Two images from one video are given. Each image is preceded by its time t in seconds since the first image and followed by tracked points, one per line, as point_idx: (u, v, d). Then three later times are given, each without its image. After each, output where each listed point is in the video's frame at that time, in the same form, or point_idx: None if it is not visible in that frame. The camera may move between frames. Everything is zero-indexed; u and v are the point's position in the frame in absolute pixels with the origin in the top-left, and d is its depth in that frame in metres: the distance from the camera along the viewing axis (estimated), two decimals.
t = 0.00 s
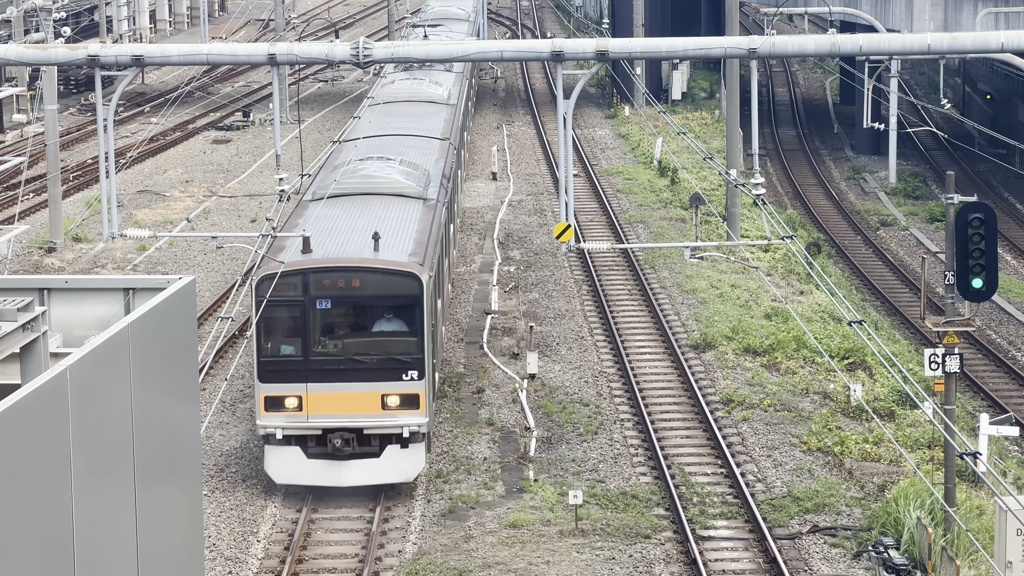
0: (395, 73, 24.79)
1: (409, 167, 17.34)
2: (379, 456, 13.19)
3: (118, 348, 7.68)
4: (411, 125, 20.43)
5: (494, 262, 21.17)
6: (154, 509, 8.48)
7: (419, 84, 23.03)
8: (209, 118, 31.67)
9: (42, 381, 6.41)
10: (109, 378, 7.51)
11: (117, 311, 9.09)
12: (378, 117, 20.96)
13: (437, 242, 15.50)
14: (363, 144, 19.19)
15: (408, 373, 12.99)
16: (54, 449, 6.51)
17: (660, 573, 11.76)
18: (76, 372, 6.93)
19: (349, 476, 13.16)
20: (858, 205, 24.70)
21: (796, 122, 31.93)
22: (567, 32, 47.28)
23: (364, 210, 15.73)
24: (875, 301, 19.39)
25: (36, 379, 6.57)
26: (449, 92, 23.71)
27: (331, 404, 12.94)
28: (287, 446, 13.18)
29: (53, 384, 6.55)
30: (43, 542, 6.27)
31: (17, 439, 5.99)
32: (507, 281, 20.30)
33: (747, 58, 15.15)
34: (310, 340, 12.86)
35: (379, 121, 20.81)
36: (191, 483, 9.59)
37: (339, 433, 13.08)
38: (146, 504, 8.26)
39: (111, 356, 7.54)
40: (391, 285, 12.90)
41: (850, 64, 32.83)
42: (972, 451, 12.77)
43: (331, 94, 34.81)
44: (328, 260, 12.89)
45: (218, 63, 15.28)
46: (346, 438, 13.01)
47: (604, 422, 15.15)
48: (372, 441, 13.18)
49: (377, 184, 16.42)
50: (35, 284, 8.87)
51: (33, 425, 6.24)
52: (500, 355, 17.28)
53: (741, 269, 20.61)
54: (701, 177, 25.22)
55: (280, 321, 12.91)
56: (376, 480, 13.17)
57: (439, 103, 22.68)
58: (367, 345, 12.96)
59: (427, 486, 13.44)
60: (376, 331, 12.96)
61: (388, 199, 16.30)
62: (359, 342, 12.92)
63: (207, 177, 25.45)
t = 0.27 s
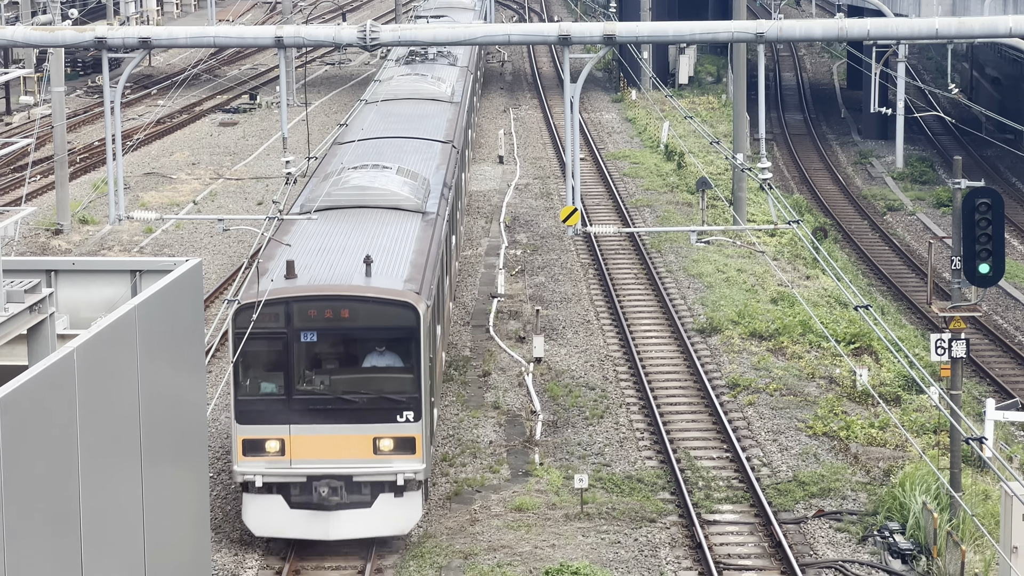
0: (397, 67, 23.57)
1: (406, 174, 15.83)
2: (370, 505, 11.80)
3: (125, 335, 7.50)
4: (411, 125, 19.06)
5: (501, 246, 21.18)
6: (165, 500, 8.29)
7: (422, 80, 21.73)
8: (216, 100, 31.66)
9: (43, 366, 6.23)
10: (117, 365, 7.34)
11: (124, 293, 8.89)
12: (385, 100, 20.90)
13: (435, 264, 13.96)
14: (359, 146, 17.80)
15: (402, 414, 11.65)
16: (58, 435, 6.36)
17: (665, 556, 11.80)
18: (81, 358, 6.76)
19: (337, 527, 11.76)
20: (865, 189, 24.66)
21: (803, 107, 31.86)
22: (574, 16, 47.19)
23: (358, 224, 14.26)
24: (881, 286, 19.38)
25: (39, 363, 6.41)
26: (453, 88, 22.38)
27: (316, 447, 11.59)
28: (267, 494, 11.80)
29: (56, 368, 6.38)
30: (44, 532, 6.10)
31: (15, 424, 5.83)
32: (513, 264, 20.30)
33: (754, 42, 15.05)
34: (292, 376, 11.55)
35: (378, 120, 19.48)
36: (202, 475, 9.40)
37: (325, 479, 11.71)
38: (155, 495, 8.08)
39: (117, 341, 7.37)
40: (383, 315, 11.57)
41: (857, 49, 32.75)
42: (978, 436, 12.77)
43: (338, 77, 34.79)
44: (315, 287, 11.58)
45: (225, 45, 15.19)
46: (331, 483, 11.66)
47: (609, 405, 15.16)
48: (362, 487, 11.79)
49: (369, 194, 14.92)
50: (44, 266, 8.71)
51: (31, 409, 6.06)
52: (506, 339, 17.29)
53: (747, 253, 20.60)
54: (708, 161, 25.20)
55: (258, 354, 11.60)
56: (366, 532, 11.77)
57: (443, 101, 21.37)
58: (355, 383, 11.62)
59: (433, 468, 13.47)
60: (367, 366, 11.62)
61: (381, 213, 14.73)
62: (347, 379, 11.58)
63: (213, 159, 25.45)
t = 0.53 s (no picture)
0: (405, 63, 22.51)
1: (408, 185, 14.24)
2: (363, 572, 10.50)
3: (147, 313, 6.86)
4: (418, 129, 17.76)
5: (513, 229, 21.19)
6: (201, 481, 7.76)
7: (430, 77, 20.49)
8: (229, 83, 31.67)
9: (39, 358, 5.49)
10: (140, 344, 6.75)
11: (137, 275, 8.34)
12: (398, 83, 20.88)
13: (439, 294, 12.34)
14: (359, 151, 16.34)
15: (400, 470, 10.33)
16: (52, 439, 5.56)
17: (676, 540, 11.82)
18: (98, 339, 6.17)
19: None
20: (878, 174, 24.60)
21: (816, 91, 31.77)
22: None
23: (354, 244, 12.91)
24: (894, 271, 19.36)
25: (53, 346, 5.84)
26: (463, 87, 21.14)
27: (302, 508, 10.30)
28: (249, 558, 10.53)
29: (70, 352, 5.81)
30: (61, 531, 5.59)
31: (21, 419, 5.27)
32: (525, 248, 20.31)
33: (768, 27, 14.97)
34: (275, 427, 10.28)
35: (382, 122, 18.14)
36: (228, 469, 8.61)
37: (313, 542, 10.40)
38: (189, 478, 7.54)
39: (140, 317, 6.76)
40: (379, 357, 10.25)
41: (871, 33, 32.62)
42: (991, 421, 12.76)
43: (350, 59, 34.78)
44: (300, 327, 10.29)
45: (239, 28, 15.14)
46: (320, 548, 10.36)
47: (621, 389, 15.18)
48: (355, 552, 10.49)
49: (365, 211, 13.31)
50: (57, 247, 8.20)
51: (25, 406, 5.33)
52: (518, 322, 17.31)
53: (759, 238, 20.57)
54: (721, 145, 25.15)
55: (237, 401, 10.34)
56: None
57: (451, 101, 20.11)
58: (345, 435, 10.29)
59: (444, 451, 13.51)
60: (360, 415, 10.30)
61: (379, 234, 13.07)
62: (336, 432, 10.27)
63: (226, 142, 25.48)
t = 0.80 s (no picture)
0: (412, 63, 21.86)
1: (408, 211, 13.50)
2: None
3: (161, 301, 6.42)
4: (422, 139, 17.01)
5: (527, 217, 21.19)
6: (220, 477, 7.31)
7: (438, 80, 19.80)
8: (243, 70, 31.71)
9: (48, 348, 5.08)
10: (152, 333, 6.29)
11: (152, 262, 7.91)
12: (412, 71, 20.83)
13: (441, 351, 11.26)
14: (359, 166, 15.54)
15: (393, 550, 9.28)
16: (62, 436, 5.16)
17: (688, 528, 11.83)
18: (110, 327, 5.74)
19: None
20: (893, 163, 24.53)
21: (831, 80, 31.68)
22: None
23: (347, 284, 11.90)
24: (908, 260, 19.31)
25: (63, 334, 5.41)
26: (472, 91, 20.42)
27: None
28: None
29: (79, 343, 5.36)
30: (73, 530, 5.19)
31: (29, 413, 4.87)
32: (539, 235, 20.31)
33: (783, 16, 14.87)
34: (252, 503, 9.15)
35: (387, 131, 17.36)
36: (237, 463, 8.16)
37: None
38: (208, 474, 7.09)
39: (153, 305, 6.30)
40: (369, 424, 9.14)
41: (886, 21, 32.49)
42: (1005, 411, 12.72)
43: (365, 47, 34.79)
44: (281, 386, 9.20)
45: (253, 15, 15.11)
46: None
47: (634, 377, 15.19)
48: None
49: (361, 241, 12.58)
50: (71, 233, 7.80)
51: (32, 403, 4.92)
52: (531, 310, 17.32)
53: (773, 227, 20.54)
54: (734, 134, 25.10)
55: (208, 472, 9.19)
56: None
57: (458, 106, 19.39)
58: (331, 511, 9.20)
59: (457, 438, 13.53)
60: (348, 488, 9.19)
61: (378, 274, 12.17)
62: (320, 505, 9.19)
63: (240, 128, 25.51)
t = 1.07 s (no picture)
0: (414, 70, 20.46)
1: (400, 248, 11.75)
2: None
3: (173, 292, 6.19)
4: (422, 156, 15.48)
5: (538, 208, 21.17)
6: (231, 473, 7.05)
7: (440, 89, 18.30)
8: (255, 59, 31.73)
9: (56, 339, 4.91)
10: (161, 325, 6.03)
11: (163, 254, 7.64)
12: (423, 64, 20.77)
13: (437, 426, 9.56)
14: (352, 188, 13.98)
15: None
16: (68, 429, 4.98)
17: (698, 520, 11.83)
18: (119, 319, 5.55)
19: None
20: (905, 155, 24.46)
21: (843, 71, 31.60)
22: None
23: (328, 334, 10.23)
24: (920, 253, 19.26)
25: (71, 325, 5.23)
26: (478, 100, 18.89)
27: None
28: None
29: (88, 334, 5.18)
30: (77, 527, 5.05)
31: (36, 407, 4.72)
32: (550, 226, 20.29)
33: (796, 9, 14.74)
34: None
35: (385, 147, 15.86)
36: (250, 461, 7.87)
37: None
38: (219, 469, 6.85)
39: (162, 294, 6.04)
40: (349, 517, 7.73)
41: (899, 12, 32.39)
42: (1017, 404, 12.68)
43: (377, 37, 34.79)
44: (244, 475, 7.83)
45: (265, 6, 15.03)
46: None
47: (645, 368, 15.18)
48: None
49: (345, 287, 10.86)
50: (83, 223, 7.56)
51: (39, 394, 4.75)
52: (542, 301, 17.31)
53: (784, 219, 20.50)
54: (746, 125, 25.04)
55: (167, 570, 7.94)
56: None
57: (463, 117, 17.87)
58: None
59: (467, 428, 13.54)
60: None
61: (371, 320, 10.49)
62: None
63: (252, 118, 25.53)
